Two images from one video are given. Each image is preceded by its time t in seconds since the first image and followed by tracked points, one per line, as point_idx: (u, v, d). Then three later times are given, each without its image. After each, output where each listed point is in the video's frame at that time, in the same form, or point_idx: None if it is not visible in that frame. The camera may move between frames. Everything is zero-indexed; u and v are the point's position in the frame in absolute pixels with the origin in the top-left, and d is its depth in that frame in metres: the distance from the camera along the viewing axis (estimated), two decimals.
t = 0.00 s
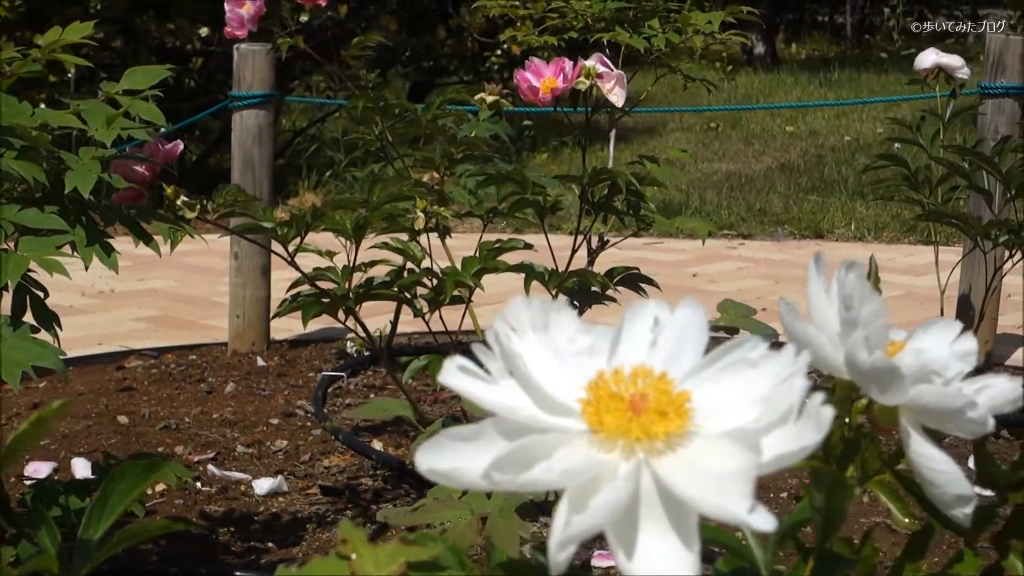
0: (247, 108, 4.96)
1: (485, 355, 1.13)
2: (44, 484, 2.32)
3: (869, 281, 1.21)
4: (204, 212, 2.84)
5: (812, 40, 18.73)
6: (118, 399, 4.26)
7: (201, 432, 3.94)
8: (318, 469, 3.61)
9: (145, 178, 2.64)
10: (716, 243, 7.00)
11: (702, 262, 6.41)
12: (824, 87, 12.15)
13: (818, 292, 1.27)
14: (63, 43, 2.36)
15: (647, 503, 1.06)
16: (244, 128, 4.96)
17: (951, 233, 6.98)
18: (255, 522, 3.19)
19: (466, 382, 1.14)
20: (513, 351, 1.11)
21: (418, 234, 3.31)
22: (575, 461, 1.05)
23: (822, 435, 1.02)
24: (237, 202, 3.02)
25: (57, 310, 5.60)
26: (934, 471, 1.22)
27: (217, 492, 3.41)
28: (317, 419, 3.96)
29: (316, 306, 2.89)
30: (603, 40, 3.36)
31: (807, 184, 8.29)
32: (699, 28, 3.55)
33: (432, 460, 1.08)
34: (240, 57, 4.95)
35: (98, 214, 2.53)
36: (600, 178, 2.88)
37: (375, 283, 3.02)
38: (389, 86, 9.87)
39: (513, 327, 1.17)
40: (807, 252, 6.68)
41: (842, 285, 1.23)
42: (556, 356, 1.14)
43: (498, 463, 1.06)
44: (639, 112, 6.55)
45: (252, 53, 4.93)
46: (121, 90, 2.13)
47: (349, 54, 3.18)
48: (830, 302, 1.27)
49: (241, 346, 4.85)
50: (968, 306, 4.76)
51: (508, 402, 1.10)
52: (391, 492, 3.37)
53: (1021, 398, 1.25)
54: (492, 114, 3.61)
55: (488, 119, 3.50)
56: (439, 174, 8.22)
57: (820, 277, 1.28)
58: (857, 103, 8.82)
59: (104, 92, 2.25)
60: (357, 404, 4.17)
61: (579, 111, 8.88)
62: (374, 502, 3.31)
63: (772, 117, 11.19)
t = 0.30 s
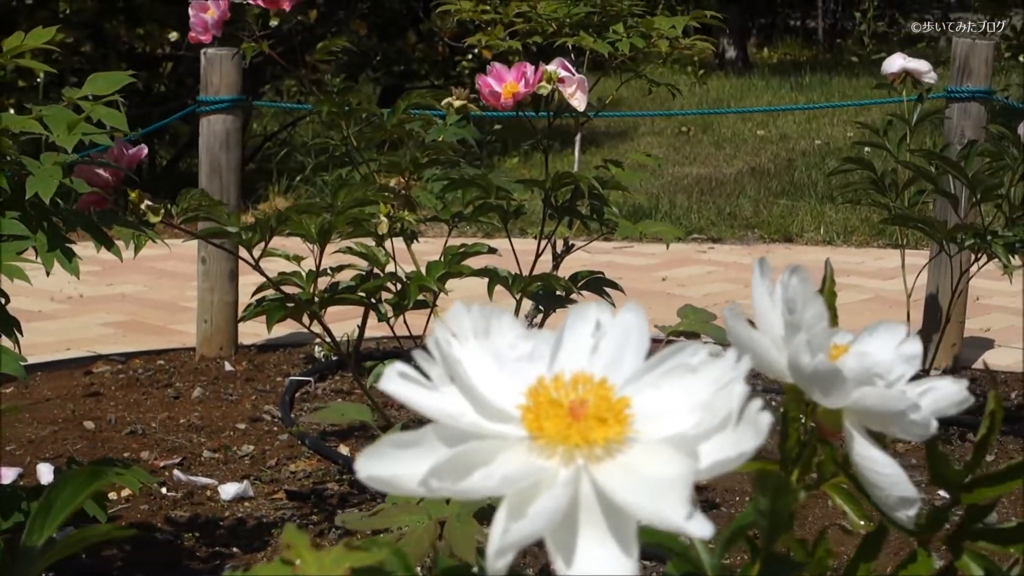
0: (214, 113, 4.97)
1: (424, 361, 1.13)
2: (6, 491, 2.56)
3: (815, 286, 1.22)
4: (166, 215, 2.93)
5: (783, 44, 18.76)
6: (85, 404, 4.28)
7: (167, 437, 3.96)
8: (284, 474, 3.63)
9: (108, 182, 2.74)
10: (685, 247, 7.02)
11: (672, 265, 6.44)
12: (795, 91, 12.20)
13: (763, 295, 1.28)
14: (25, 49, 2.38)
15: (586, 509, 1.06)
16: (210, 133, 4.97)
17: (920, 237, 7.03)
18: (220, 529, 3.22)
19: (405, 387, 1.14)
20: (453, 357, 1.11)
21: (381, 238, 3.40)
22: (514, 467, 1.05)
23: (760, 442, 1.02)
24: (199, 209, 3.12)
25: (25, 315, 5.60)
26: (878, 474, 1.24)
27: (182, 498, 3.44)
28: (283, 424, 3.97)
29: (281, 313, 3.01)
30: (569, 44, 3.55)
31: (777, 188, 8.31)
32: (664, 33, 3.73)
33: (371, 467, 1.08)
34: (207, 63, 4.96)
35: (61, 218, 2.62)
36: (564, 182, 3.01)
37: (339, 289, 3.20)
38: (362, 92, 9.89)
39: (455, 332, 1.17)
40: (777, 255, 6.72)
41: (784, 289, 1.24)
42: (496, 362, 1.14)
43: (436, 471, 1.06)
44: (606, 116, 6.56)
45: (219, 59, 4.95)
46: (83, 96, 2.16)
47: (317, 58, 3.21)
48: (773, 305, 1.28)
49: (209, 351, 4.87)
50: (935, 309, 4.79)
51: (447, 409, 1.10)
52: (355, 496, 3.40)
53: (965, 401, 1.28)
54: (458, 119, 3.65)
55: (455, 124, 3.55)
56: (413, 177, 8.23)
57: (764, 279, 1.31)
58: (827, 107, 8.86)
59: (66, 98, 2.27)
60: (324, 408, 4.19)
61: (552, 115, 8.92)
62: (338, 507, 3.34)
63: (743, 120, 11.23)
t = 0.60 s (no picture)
0: (182, 118, 4.97)
1: (365, 371, 1.13)
2: None
3: (762, 292, 1.22)
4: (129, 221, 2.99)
5: (754, 50, 18.83)
6: (52, 409, 4.29)
7: (133, 442, 3.97)
8: (249, 480, 3.64)
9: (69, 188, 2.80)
10: (654, 252, 7.04)
11: (643, 270, 6.46)
12: (768, 97, 12.25)
13: (712, 301, 1.27)
14: None
15: (525, 518, 1.06)
16: (178, 138, 4.98)
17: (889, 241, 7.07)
18: (183, 534, 3.23)
19: (347, 398, 1.14)
20: (394, 367, 1.12)
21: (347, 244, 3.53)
22: (452, 476, 1.05)
23: (698, 450, 1.02)
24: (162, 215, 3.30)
25: None
26: (825, 480, 1.23)
27: (147, 503, 3.45)
28: (249, 429, 3.98)
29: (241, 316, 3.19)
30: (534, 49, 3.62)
31: (746, 192, 8.32)
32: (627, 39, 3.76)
33: (311, 477, 1.08)
34: (175, 67, 4.95)
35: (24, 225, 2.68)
36: (526, 187, 3.08)
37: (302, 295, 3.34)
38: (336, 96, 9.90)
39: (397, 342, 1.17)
40: (746, 260, 6.74)
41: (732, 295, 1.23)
42: (438, 372, 1.15)
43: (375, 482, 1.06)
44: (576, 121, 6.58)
45: (186, 64, 4.94)
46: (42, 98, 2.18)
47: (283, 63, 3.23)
48: (723, 310, 1.27)
49: (176, 356, 4.88)
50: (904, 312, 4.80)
51: (388, 418, 1.11)
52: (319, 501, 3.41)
53: (915, 407, 1.26)
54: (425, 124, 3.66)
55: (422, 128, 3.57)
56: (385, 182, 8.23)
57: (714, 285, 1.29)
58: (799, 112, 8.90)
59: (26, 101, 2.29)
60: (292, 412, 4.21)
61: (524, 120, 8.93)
62: (301, 512, 3.35)
63: (716, 125, 11.26)
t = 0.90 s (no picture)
0: (151, 122, 4.97)
1: (318, 374, 1.13)
2: None
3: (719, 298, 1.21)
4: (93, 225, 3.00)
5: (728, 54, 18.87)
6: (21, 414, 4.29)
7: (101, 447, 3.96)
8: (218, 484, 3.63)
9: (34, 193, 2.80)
10: (625, 257, 7.05)
11: (615, 275, 6.46)
12: (741, 101, 12.27)
13: (668, 304, 1.25)
14: None
15: (478, 522, 1.06)
16: (147, 143, 4.97)
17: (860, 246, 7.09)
18: (152, 540, 3.22)
19: (302, 400, 1.14)
20: (347, 371, 1.12)
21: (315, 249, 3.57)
22: (404, 480, 1.05)
23: (649, 455, 1.02)
24: (127, 219, 3.35)
25: None
26: (781, 485, 1.23)
27: (115, 509, 3.45)
28: (218, 433, 3.98)
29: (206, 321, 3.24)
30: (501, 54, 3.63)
31: (718, 197, 8.33)
32: (596, 42, 3.77)
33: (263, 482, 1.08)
34: (144, 71, 4.95)
35: None
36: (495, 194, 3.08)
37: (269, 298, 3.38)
38: (310, 100, 9.89)
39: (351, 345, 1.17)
40: (718, 265, 6.75)
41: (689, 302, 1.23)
42: (392, 375, 1.15)
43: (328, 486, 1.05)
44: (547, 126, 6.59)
45: (154, 69, 4.93)
46: None
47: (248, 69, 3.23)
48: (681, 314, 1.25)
49: (147, 361, 4.88)
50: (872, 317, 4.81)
51: (341, 422, 1.10)
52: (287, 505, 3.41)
53: (871, 414, 1.26)
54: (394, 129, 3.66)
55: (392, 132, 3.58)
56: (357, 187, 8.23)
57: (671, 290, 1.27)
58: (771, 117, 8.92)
59: None
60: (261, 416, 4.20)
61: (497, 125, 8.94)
62: (269, 516, 3.35)
63: (689, 130, 11.28)
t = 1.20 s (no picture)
0: (122, 125, 4.96)
1: (269, 380, 1.13)
2: None
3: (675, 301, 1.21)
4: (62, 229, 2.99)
5: (700, 59, 18.93)
6: None
7: (69, 452, 3.96)
8: (186, 488, 3.63)
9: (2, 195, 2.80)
10: (598, 261, 7.06)
11: (589, 279, 6.47)
12: (714, 106, 12.30)
13: (626, 311, 1.26)
14: None
15: (428, 528, 1.05)
16: (118, 145, 4.97)
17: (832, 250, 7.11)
18: (119, 544, 3.22)
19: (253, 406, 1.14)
20: (298, 377, 1.12)
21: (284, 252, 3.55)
22: (353, 485, 1.04)
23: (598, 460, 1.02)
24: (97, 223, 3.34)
25: None
26: (736, 487, 1.23)
27: (82, 513, 3.44)
28: (187, 437, 3.97)
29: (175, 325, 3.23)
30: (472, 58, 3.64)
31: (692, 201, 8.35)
32: (564, 48, 3.78)
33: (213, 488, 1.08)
34: (115, 74, 4.94)
35: None
36: (462, 196, 3.08)
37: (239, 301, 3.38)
38: (285, 104, 9.88)
39: (302, 351, 1.17)
40: (690, 270, 6.76)
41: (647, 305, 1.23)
42: (344, 381, 1.15)
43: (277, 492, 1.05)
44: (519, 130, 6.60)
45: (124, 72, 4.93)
46: None
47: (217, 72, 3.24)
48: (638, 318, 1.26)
49: (117, 365, 4.88)
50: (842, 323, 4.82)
51: (292, 427, 1.10)
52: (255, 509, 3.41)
53: (827, 417, 1.25)
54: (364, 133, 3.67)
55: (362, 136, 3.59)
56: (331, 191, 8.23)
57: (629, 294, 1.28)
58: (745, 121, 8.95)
59: None
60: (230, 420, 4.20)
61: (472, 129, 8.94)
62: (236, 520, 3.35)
63: (663, 134, 11.30)
